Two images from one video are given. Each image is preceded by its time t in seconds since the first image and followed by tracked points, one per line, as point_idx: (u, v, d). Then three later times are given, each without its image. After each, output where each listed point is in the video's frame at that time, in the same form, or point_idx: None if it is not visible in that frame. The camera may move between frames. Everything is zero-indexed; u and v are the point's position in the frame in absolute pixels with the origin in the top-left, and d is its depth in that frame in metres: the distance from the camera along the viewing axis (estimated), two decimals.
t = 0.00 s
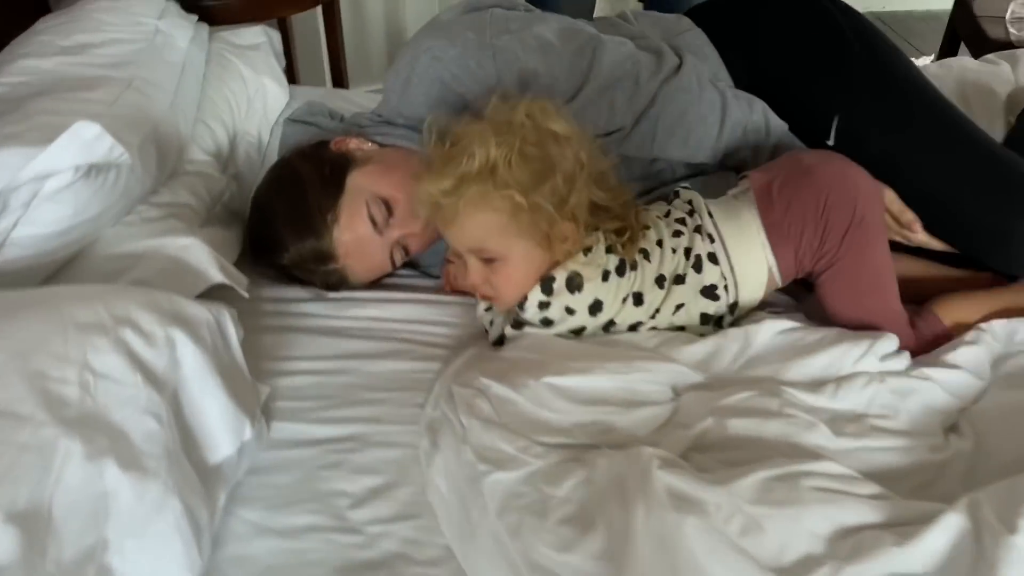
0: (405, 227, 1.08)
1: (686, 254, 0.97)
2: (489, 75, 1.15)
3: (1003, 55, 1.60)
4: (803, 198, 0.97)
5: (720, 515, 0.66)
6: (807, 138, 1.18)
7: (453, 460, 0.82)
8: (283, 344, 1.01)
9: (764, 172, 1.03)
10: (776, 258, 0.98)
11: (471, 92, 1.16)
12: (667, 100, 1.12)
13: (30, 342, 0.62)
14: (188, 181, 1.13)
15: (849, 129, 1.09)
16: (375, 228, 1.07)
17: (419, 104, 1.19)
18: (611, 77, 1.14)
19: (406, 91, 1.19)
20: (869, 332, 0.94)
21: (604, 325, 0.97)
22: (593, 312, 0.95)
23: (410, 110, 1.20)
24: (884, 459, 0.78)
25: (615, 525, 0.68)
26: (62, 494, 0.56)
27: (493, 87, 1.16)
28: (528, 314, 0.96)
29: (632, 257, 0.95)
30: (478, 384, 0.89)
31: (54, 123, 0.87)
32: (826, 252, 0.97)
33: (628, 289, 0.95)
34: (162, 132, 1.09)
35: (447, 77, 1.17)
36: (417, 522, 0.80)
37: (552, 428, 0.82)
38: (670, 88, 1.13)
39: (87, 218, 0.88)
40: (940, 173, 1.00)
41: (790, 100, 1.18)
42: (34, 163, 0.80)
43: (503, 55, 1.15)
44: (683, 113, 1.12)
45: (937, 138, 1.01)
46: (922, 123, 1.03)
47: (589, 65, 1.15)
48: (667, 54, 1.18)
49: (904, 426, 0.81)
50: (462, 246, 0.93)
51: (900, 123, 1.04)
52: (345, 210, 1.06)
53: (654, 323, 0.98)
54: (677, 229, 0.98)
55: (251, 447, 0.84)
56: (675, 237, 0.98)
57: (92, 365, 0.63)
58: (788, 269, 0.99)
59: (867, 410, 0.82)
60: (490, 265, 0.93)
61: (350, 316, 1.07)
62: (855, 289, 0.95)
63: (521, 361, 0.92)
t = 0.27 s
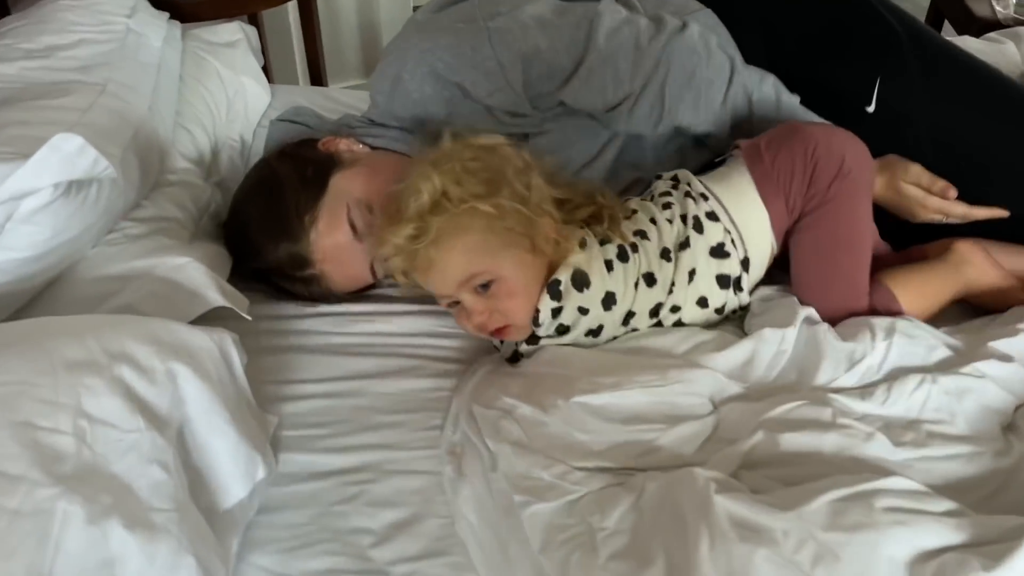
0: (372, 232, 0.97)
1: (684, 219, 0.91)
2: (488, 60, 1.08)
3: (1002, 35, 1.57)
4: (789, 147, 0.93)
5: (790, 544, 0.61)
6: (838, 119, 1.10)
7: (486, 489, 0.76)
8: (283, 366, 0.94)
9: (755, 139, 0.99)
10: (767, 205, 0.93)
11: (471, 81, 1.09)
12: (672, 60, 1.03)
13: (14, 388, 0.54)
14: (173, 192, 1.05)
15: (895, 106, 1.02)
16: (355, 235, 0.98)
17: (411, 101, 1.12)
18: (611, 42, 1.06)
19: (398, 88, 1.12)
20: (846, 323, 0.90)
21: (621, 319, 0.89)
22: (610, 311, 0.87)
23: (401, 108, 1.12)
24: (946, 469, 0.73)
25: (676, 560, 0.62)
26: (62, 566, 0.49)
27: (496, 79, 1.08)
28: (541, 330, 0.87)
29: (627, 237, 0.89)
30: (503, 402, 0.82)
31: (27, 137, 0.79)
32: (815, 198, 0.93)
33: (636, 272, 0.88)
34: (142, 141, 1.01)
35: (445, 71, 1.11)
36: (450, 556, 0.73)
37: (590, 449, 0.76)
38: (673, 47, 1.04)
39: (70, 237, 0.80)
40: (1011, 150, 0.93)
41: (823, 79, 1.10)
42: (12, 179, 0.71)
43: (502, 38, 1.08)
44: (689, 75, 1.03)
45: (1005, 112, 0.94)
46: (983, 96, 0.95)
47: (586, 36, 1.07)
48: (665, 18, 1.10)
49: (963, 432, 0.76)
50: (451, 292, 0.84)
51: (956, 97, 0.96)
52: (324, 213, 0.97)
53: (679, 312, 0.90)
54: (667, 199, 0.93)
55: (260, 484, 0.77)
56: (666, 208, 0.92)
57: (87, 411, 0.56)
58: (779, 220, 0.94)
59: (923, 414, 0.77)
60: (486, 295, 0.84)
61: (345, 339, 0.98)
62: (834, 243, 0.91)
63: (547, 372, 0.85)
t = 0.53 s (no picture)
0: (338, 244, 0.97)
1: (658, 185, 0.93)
2: (483, 24, 1.03)
3: (987, 18, 1.58)
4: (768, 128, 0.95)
5: (803, 521, 0.61)
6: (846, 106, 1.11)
7: (494, 475, 0.76)
8: (281, 355, 0.93)
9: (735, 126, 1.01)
10: (743, 175, 0.93)
11: (470, 45, 1.04)
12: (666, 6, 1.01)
13: (16, 376, 0.53)
14: (165, 181, 1.03)
15: (906, 100, 1.04)
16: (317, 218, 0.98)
17: (399, 72, 1.09)
18: None
19: (383, 71, 1.10)
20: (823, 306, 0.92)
21: (596, 277, 0.91)
22: (578, 266, 0.90)
23: (388, 86, 1.10)
24: (952, 444, 0.73)
25: (690, 539, 0.62)
26: (71, 556, 0.47)
27: (496, 45, 1.04)
28: (520, 301, 0.91)
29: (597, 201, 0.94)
30: (507, 386, 0.81)
31: (17, 126, 0.77)
32: (790, 180, 0.93)
33: (603, 227, 0.92)
34: (131, 130, 0.99)
35: (438, 40, 1.05)
36: (457, 542, 0.73)
37: (597, 431, 0.76)
38: None
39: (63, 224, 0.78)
40: (1020, 148, 0.95)
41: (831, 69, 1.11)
42: (9, 166, 0.69)
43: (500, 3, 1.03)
44: (682, 17, 1.02)
45: (1014, 105, 0.95)
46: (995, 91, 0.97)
47: None
48: None
49: (966, 408, 0.77)
50: (428, 309, 0.91)
51: (970, 91, 0.98)
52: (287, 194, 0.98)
53: (658, 272, 0.91)
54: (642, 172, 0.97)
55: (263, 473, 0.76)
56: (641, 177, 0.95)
57: (92, 399, 0.55)
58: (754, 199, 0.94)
59: (926, 391, 0.77)
60: (456, 300, 0.91)
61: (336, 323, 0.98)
62: (807, 225, 0.92)
63: (550, 356, 0.85)
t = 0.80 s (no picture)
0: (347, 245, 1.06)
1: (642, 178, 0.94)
2: (484, 34, 1.06)
3: (969, 16, 1.62)
4: (778, 135, 0.94)
5: (794, 503, 0.64)
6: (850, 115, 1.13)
7: (497, 462, 0.79)
8: (286, 348, 0.95)
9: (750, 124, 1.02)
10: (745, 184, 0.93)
11: (468, 57, 1.08)
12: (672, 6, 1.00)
13: (44, 368, 0.55)
14: (170, 179, 1.06)
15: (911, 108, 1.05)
16: (279, 192, 1.04)
17: (402, 74, 1.13)
18: None
19: (385, 70, 1.15)
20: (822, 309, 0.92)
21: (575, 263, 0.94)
22: (550, 256, 0.94)
23: (392, 86, 1.15)
24: (937, 430, 0.76)
25: (687, 520, 0.65)
26: (104, 538, 0.50)
27: (496, 57, 1.07)
28: (502, 287, 0.97)
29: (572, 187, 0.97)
30: (508, 376, 0.84)
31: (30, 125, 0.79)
32: (794, 197, 0.93)
33: (574, 215, 0.95)
34: (137, 128, 1.01)
35: (435, 51, 1.09)
36: (461, 527, 0.76)
37: (597, 420, 0.79)
38: None
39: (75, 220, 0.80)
40: (1013, 151, 0.98)
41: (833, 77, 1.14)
42: (25, 165, 0.71)
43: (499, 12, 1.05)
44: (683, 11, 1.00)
45: None
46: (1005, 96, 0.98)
47: None
48: None
49: (952, 395, 0.80)
50: (421, 309, 0.98)
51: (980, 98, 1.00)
52: (256, 167, 1.06)
53: (640, 266, 0.93)
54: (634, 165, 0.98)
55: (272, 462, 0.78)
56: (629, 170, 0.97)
57: (116, 389, 0.57)
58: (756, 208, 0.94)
59: (912, 379, 0.80)
60: (444, 295, 0.97)
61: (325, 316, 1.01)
62: (806, 242, 0.92)
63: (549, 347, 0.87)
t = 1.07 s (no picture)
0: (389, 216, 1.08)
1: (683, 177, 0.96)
2: (483, 74, 1.05)
3: (961, 10, 1.65)
4: (844, 142, 0.98)
5: (790, 474, 0.66)
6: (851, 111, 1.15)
7: (502, 439, 0.81)
8: (293, 331, 0.97)
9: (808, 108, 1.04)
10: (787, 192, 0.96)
11: (463, 97, 1.08)
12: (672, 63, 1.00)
13: (68, 339, 0.57)
14: (177, 166, 1.07)
15: (916, 108, 1.10)
16: (279, 183, 1.07)
17: (405, 87, 1.13)
18: (620, 50, 1.03)
19: (387, 74, 1.15)
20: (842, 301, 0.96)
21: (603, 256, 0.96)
22: (586, 246, 0.95)
23: (393, 89, 1.15)
24: (925, 406, 0.79)
25: (686, 490, 0.67)
26: (129, 500, 0.52)
27: (489, 99, 1.06)
28: (535, 266, 0.98)
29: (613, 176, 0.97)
30: (511, 357, 0.87)
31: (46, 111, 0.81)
32: (843, 210, 0.97)
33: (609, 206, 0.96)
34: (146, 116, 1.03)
35: (436, 76, 1.09)
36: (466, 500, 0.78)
37: (598, 398, 0.81)
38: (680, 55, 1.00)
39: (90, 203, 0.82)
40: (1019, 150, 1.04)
41: (837, 75, 1.15)
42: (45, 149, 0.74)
43: (501, 54, 1.03)
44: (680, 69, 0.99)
45: None
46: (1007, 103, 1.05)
47: (600, 38, 1.03)
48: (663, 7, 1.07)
49: (940, 374, 0.83)
50: (459, 276, 1.02)
51: (983, 103, 1.06)
52: (255, 156, 1.08)
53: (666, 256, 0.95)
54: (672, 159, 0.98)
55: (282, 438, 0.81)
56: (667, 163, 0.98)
57: (137, 361, 0.59)
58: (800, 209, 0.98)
59: (902, 359, 0.83)
60: (481, 265, 1.00)
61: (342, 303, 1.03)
62: (845, 249, 0.96)
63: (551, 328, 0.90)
